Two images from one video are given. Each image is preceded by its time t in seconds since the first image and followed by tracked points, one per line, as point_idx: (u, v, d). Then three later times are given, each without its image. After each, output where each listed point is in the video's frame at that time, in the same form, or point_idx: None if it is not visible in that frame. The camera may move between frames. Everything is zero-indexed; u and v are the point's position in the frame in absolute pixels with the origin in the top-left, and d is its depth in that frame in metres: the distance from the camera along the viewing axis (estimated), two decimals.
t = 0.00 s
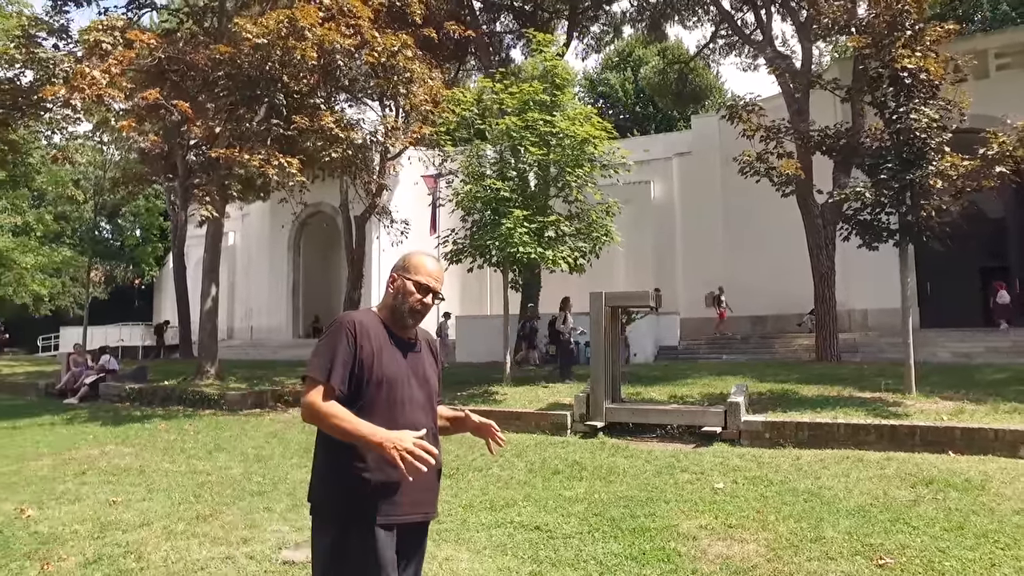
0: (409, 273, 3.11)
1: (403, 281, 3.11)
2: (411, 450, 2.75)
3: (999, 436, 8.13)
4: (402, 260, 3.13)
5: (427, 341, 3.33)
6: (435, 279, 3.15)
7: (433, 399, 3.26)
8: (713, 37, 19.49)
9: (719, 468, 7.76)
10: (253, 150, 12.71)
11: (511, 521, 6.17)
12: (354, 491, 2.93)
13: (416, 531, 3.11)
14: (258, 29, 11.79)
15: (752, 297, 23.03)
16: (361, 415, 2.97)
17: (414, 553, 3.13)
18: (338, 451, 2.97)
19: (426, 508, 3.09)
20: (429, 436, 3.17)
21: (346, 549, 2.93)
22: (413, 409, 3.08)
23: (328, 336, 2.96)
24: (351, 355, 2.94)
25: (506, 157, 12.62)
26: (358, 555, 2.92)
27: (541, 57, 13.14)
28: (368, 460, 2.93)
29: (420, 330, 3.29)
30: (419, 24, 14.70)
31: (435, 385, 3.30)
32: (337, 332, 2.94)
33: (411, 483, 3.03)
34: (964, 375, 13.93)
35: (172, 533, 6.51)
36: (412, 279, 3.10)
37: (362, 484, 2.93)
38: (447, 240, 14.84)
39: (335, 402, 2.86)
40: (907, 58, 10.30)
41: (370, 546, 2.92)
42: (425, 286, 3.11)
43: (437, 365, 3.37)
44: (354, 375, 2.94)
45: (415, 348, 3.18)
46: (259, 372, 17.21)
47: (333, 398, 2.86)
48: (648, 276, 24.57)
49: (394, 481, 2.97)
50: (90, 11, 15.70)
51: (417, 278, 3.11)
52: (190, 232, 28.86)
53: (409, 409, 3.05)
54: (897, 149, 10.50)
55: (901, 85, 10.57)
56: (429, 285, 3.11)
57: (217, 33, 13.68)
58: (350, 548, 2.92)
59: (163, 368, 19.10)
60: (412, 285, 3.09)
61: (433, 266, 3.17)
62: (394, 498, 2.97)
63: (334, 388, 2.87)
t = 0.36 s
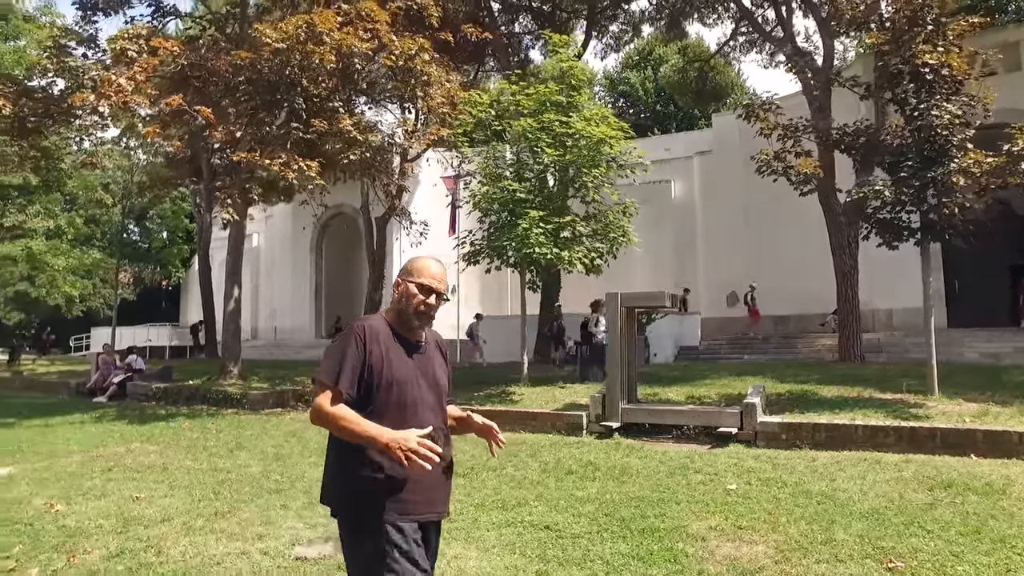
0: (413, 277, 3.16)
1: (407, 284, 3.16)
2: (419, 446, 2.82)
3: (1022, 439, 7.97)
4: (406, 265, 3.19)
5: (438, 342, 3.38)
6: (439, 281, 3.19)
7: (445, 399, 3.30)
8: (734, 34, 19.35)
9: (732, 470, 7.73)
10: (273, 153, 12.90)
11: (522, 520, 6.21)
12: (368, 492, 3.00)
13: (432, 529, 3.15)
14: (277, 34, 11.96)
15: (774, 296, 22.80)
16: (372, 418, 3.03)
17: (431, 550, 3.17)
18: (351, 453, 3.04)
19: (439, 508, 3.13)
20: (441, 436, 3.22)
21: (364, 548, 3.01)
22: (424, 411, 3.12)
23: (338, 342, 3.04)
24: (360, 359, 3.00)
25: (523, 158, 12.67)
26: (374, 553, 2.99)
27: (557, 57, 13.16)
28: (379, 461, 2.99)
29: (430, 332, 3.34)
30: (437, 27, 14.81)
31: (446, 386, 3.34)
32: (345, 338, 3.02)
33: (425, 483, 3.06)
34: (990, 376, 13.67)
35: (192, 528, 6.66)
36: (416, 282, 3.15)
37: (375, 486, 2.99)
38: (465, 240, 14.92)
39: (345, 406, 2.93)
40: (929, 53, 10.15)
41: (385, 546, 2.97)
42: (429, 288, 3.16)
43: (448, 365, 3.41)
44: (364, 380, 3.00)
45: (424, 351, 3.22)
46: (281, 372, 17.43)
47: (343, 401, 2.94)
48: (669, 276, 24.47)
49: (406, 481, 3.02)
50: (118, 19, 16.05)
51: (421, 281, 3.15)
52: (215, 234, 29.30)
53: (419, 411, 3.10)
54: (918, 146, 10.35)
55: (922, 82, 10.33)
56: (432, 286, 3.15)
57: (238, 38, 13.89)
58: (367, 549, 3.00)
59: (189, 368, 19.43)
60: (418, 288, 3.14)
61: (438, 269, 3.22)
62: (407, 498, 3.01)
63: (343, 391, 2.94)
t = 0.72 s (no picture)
0: (406, 283, 3.02)
1: (401, 292, 3.04)
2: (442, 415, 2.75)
3: None
4: (399, 272, 3.05)
5: (443, 342, 3.28)
6: (433, 286, 3.04)
7: (456, 400, 3.24)
8: (751, 32, 19.23)
9: (741, 471, 7.70)
10: (290, 157, 13.07)
11: (528, 519, 6.26)
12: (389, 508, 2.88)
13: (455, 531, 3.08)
14: (294, 39, 12.11)
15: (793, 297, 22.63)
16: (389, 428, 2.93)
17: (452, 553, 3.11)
18: (368, 470, 2.93)
19: (458, 511, 3.06)
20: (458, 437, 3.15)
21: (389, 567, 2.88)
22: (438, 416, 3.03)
23: (344, 359, 2.93)
24: (369, 374, 2.91)
25: (536, 160, 12.76)
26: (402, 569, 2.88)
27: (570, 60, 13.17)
28: (400, 474, 2.89)
29: (433, 335, 3.24)
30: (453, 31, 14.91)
31: (456, 385, 3.26)
32: (350, 354, 2.92)
33: (446, 489, 2.98)
34: (1012, 377, 13.45)
35: (207, 524, 6.80)
36: (409, 289, 3.02)
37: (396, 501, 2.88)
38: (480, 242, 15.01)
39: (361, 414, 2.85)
40: (946, 51, 9.97)
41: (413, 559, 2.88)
42: (422, 294, 3.02)
43: (454, 365, 3.32)
44: (375, 391, 2.92)
45: (430, 355, 3.13)
46: (300, 372, 17.64)
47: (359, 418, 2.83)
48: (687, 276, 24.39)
49: (429, 488, 2.92)
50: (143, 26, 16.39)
51: (414, 287, 3.02)
52: (238, 235, 29.70)
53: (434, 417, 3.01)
54: (935, 145, 10.19)
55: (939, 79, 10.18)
56: (425, 291, 3.01)
57: (256, 44, 14.09)
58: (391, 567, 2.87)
59: (212, 368, 19.73)
60: (413, 293, 3.01)
61: (432, 272, 3.10)
62: (430, 507, 2.91)
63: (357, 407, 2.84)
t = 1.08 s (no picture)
0: (422, 288, 3.07)
1: (417, 297, 3.08)
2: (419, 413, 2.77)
3: None
4: (415, 278, 3.10)
5: (464, 345, 3.30)
6: (448, 289, 3.08)
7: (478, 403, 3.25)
8: (765, 30, 19.13)
9: (747, 472, 7.70)
10: (302, 159, 13.17)
11: (531, 518, 6.30)
12: (406, 513, 2.92)
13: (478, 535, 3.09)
14: (306, 44, 12.23)
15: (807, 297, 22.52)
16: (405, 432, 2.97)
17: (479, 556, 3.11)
18: (386, 475, 2.98)
19: (480, 513, 3.08)
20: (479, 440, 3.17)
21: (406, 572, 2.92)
22: (457, 421, 3.06)
23: (362, 365, 3.00)
24: (385, 379, 2.97)
25: (545, 160, 12.81)
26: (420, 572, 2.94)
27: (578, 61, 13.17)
28: (417, 479, 2.94)
29: (454, 338, 3.27)
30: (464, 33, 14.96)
31: (478, 389, 3.28)
32: (367, 359, 2.98)
33: (464, 493, 3.01)
34: None
35: (217, 521, 6.91)
36: (425, 294, 3.07)
37: (413, 505, 2.92)
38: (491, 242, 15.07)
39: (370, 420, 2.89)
40: (958, 47, 9.82)
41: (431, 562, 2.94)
42: (436, 298, 3.05)
43: (476, 368, 3.33)
44: (392, 396, 2.97)
45: (450, 359, 3.16)
46: (313, 373, 17.79)
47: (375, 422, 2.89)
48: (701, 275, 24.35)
49: (444, 491, 2.96)
50: (160, 32, 16.62)
51: (430, 292, 3.06)
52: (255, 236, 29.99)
53: (452, 420, 3.04)
54: (946, 143, 10.10)
55: (950, 76, 10.08)
56: (440, 295, 3.05)
57: (269, 47, 14.23)
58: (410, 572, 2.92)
59: (228, 368, 19.94)
60: (428, 298, 3.06)
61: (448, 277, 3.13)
62: (446, 511, 2.95)
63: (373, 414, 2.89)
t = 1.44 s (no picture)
0: (428, 286, 3.13)
1: (423, 295, 3.14)
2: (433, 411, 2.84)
3: None
4: (423, 276, 3.16)
5: (474, 345, 3.31)
6: (453, 286, 3.14)
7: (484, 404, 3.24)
8: (772, 29, 19.12)
9: (747, 470, 7.73)
10: (307, 160, 13.24)
11: (530, 516, 6.35)
12: (397, 507, 2.98)
13: (470, 534, 3.12)
14: (311, 45, 12.34)
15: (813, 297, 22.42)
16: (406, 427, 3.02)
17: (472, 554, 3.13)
18: (383, 467, 3.06)
19: (474, 513, 3.10)
20: (479, 441, 3.16)
21: (395, 565, 2.99)
22: (457, 419, 3.08)
23: (370, 360, 3.08)
24: (389, 373, 3.03)
25: (548, 160, 12.89)
26: (408, 566, 3.01)
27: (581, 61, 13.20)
28: (412, 474, 3.00)
29: (463, 338, 3.28)
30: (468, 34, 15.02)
31: (484, 389, 3.27)
32: (373, 353, 3.06)
33: (457, 491, 3.04)
34: None
35: (221, 517, 7.01)
36: (430, 292, 3.12)
37: (405, 500, 2.98)
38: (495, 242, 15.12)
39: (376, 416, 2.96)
40: (961, 46, 9.80)
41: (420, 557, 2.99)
42: (440, 295, 3.12)
43: (485, 369, 3.32)
44: (394, 391, 3.02)
45: (455, 358, 3.17)
46: (320, 372, 17.89)
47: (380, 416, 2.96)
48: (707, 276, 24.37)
49: (439, 489, 3.00)
50: (169, 35, 16.76)
51: (435, 290, 3.12)
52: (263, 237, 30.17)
53: (451, 419, 3.06)
54: (949, 142, 10.07)
55: (953, 75, 10.03)
56: (443, 292, 3.10)
57: (275, 49, 14.34)
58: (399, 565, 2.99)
59: (236, 368, 20.08)
60: (432, 296, 3.12)
61: (453, 275, 3.18)
62: (438, 508, 2.99)
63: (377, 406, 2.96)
